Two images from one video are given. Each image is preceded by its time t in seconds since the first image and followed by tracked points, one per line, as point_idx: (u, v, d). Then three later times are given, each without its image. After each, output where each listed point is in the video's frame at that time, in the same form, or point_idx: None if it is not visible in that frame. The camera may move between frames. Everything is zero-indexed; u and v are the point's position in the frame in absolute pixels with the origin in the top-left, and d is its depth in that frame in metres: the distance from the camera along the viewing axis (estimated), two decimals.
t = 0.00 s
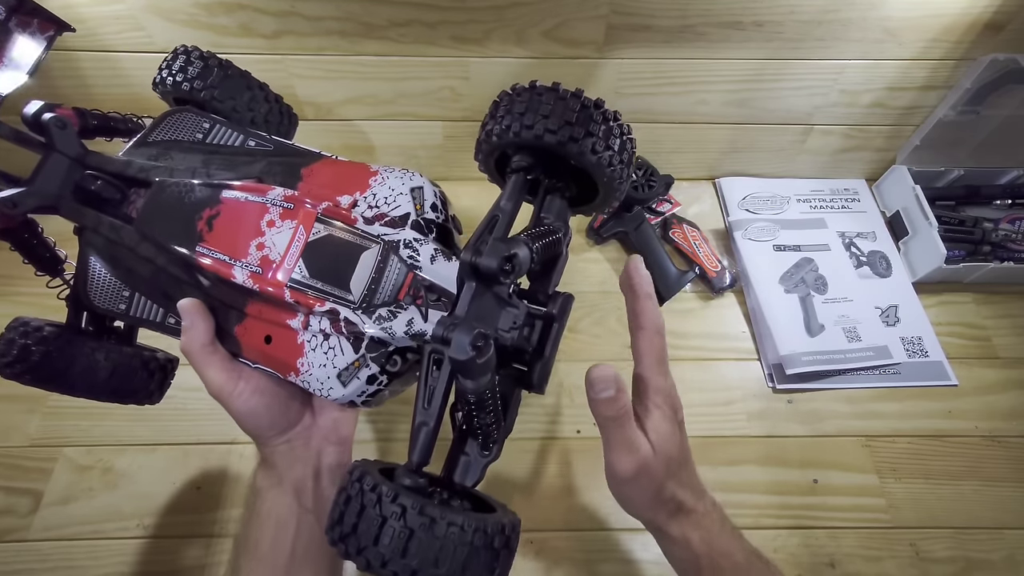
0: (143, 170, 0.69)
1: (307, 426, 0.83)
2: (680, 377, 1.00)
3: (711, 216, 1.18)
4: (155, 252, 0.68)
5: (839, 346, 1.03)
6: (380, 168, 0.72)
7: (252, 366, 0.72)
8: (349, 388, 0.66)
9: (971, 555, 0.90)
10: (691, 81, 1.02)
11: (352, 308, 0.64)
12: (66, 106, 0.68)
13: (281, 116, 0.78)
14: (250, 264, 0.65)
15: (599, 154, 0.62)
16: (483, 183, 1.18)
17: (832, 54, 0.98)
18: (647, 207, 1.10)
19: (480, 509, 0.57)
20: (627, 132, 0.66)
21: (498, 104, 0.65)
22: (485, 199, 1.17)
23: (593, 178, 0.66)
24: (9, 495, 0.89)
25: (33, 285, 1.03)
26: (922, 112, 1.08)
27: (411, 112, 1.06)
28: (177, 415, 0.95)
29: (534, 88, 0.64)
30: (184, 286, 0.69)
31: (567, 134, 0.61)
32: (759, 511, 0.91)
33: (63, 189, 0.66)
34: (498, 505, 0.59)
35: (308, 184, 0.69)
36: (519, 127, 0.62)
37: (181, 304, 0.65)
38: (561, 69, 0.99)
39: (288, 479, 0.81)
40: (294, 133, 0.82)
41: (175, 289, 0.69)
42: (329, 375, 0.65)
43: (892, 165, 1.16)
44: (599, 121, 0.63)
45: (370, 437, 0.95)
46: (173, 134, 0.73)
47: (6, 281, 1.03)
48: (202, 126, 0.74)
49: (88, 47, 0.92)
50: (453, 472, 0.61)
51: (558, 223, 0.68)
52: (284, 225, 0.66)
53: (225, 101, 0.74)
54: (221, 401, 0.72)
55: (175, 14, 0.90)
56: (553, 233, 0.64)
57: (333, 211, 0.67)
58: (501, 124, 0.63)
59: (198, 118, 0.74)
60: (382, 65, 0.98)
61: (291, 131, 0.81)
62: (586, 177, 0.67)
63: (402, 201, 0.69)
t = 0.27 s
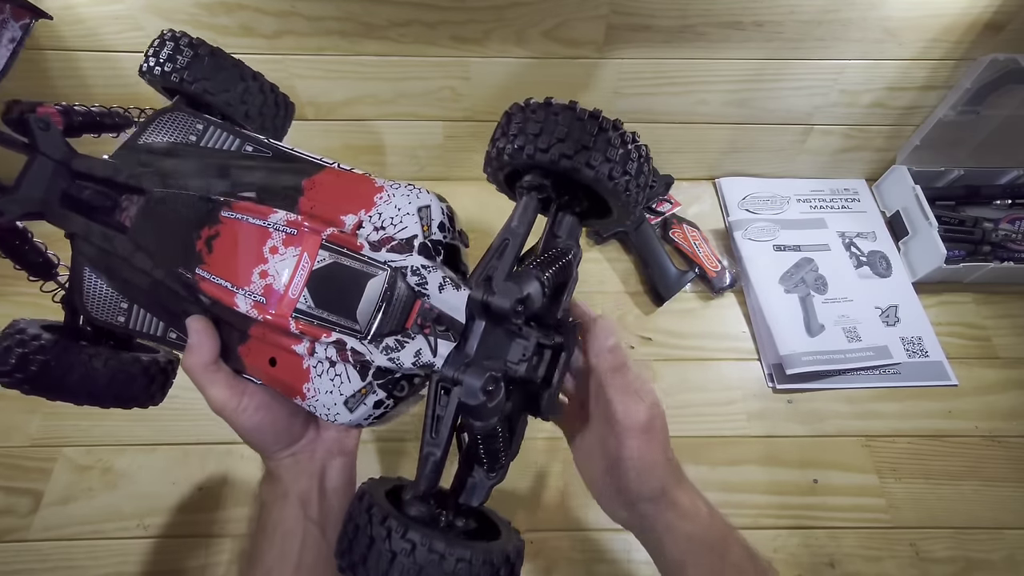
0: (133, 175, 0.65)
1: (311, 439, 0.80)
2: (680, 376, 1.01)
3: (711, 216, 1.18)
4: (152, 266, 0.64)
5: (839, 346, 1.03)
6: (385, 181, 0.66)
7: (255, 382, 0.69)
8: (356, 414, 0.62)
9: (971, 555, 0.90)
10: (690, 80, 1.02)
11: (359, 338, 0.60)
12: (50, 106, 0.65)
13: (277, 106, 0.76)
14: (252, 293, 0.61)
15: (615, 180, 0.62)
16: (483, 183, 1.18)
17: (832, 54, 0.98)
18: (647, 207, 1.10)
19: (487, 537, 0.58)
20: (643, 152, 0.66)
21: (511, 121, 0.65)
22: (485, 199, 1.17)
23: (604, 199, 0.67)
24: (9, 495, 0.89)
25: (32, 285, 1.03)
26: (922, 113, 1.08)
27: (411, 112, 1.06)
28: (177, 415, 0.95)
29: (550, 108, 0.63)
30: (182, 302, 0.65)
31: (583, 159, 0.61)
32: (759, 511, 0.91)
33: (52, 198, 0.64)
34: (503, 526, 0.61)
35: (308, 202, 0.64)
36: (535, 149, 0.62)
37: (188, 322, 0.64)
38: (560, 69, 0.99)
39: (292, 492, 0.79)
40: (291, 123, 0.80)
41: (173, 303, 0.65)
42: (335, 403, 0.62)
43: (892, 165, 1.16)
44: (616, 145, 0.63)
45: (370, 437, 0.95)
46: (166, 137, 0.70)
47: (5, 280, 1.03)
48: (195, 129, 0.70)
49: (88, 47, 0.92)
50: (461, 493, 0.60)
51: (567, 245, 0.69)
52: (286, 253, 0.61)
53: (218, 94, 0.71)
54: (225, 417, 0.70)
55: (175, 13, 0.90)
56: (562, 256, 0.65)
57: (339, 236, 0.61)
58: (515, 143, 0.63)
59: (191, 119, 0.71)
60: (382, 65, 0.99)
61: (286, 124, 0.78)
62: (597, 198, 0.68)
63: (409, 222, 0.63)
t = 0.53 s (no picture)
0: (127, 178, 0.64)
1: (312, 443, 0.81)
2: (680, 376, 1.01)
3: (711, 216, 1.18)
4: (149, 272, 0.64)
5: (839, 346, 1.03)
6: (386, 190, 0.66)
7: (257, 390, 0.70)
8: (358, 425, 0.62)
9: (971, 555, 0.90)
10: (690, 80, 1.02)
11: (361, 353, 0.59)
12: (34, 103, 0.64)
13: (272, 97, 0.75)
14: (253, 308, 0.61)
15: (622, 196, 0.62)
16: (483, 183, 1.18)
17: (832, 54, 0.98)
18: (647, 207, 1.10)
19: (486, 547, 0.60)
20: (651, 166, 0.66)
21: (517, 134, 0.64)
22: (484, 199, 1.17)
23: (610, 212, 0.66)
24: (9, 495, 0.89)
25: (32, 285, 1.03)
26: (923, 113, 1.08)
27: (411, 112, 1.06)
28: (177, 415, 0.95)
29: (557, 121, 0.63)
30: (179, 309, 0.64)
31: (590, 175, 0.61)
32: (759, 511, 0.91)
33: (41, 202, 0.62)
34: (504, 532, 0.63)
35: (310, 215, 0.63)
36: (541, 163, 0.62)
37: (189, 330, 0.64)
38: (560, 69, 1.00)
39: (293, 495, 0.80)
40: (284, 113, 0.78)
41: (170, 310, 0.65)
42: (337, 415, 0.61)
43: (892, 165, 1.16)
44: (624, 160, 0.62)
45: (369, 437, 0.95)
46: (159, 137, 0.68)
47: (6, 280, 1.03)
48: (188, 129, 0.69)
49: (88, 47, 0.92)
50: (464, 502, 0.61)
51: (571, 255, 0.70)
52: (288, 267, 0.60)
53: (211, 86, 0.69)
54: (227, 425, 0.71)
55: (175, 14, 0.90)
56: (566, 268, 0.66)
57: (340, 252, 0.61)
58: (521, 157, 0.62)
59: (184, 118, 0.69)
60: (382, 65, 0.99)
61: (280, 115, 0.78)
62: (604, 211, 0.67)
63: (411, 233, 0.62)
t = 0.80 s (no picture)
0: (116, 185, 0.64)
1: (296, 449, 0.80)
2: (680, 376, 1.01)
3: (711, 217, 1.18)
4: (135, 279, 0.64)
5: (839, 346, 1.03)
6: (377, 203, 0.67)
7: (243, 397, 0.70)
8: (345, 433, 0.62)
9: (971, 555, 0.90)
10: (691, 80, 1.02)
11: (352, 362, 0.60)
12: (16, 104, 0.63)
13: (259, 105, 0.76)
14: (245, 318, 0.62)
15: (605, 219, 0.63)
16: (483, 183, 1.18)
17: (832, 54, 0.98)
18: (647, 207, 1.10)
19: (470, 549, 0.60)
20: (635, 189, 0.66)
21: (504, 154, 0.64)
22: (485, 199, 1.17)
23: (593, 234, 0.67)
24: (9, 495, 0.89)
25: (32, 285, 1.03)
26: (922, 113, 1.08)
27: (411, 112, 1.06)
28: (176, 415, 0.95)
29: (544, 144, 0.63)
30: (165, 316, 0.65)
31: (575, 198, 0.61)
32: (760, 511, 0.91)
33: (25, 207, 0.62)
34: (486, 537, 0.62)
35: (303, 229, 0.64)
36: (527, 184, 0.62)
37: (175, 338, 0.63)
38: (561, 69, 1.00)
39: (277, 500, 0.78)
40: (271, 121, 0.80)
41: (155, 317, 0.65)
42: (325, 423, 0.61)
43: (892, 166, 1.16)
44: (607, 185, 0.63)
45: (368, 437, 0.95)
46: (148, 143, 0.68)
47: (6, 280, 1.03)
48: (177, 137, 0.69)
49: (88, 47, 0.92)
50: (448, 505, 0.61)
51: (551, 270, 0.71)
52: (281, 279, 0.61)
53: (200, 94, 0.70)
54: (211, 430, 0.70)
55: (175, 14, 0.90)
56: (550, 283, 0.67)
57: (333, 264, 0.61)
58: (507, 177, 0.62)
59: (174, 125, 0.69)
60: (382, 65, 0.99)
61: (267, 121, 0.79)
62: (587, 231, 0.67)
63: (401, 247, 0.63)
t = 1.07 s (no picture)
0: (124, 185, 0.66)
1: (292, 447, 0.80)
2: (680, 376, 1.01)
3: (711, 217, 1.18)
4: (139, 278, 0.64)
5: (839, 346, 1.03)
6: (375, 203, 0.68)
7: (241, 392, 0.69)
8: (343, 425, 0.62)
9: (971, 555, 0.90)
10: (691, 81, 1.02)
11: (351, 352, 0.60)
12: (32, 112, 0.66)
13: (260, 117, 0.77)
14: (248, 309, 0.62)
15: (593, 215, 0.64)
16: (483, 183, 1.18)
17: (832, 54, 0.98)
18: (647, 207, 1.11)
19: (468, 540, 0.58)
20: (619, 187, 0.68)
21: (494, 154, 0.66)
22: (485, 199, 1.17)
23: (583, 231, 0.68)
24: (9, 495, 0.89)
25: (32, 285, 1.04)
26: (923, 112, 1.08)
27: (411, 112, 1.06)
28: (176, 415, 0.95)
29: (534, 144, 0.65)
30: (169, 314, 0.65)
31: (563, 194, 0.63)
32: (759, 511, 0.91)
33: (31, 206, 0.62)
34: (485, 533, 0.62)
35: (302, 221, 0.66)
36: (517, 181, 0.63)
37: (177, 333, 0.63)
38: (560, 69, 1.00)
39: (272, 498, 0.78)
40: (272, 133, 0.81)
41: (159, 315, 0.65)
42: (323, 414, 0.62)
43: (892, 165, 1.16)
44: (594, 182, 0.65)
45: (368, 437, 0.95)
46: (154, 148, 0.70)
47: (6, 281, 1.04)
48: (184, 142, 0.71)
49: (89, 47, 0.92)
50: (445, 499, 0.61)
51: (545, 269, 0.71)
52: (283, 270, 0.62)
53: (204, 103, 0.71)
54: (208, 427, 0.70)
55: (175, 14, 0.90)
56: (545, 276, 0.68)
57: (334, 257, 0.63)
58: (497, 175, 0.64)
59: (181, 132, 0.72)
60: (382, 65, 0.99)
61: (268, 134, 0.80)
62: (576, 228, 0.69)
63: (399, 243, 0.65)
